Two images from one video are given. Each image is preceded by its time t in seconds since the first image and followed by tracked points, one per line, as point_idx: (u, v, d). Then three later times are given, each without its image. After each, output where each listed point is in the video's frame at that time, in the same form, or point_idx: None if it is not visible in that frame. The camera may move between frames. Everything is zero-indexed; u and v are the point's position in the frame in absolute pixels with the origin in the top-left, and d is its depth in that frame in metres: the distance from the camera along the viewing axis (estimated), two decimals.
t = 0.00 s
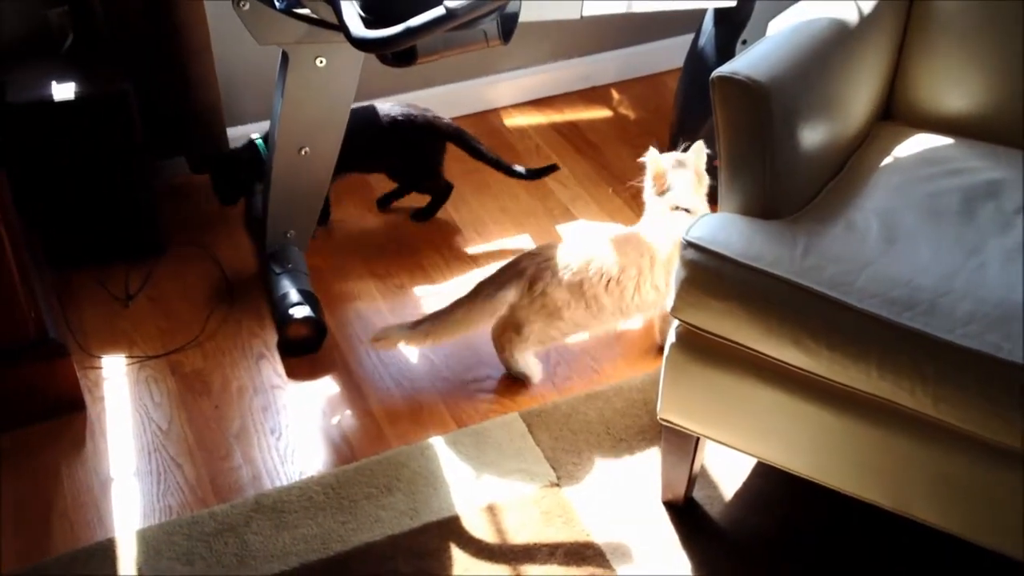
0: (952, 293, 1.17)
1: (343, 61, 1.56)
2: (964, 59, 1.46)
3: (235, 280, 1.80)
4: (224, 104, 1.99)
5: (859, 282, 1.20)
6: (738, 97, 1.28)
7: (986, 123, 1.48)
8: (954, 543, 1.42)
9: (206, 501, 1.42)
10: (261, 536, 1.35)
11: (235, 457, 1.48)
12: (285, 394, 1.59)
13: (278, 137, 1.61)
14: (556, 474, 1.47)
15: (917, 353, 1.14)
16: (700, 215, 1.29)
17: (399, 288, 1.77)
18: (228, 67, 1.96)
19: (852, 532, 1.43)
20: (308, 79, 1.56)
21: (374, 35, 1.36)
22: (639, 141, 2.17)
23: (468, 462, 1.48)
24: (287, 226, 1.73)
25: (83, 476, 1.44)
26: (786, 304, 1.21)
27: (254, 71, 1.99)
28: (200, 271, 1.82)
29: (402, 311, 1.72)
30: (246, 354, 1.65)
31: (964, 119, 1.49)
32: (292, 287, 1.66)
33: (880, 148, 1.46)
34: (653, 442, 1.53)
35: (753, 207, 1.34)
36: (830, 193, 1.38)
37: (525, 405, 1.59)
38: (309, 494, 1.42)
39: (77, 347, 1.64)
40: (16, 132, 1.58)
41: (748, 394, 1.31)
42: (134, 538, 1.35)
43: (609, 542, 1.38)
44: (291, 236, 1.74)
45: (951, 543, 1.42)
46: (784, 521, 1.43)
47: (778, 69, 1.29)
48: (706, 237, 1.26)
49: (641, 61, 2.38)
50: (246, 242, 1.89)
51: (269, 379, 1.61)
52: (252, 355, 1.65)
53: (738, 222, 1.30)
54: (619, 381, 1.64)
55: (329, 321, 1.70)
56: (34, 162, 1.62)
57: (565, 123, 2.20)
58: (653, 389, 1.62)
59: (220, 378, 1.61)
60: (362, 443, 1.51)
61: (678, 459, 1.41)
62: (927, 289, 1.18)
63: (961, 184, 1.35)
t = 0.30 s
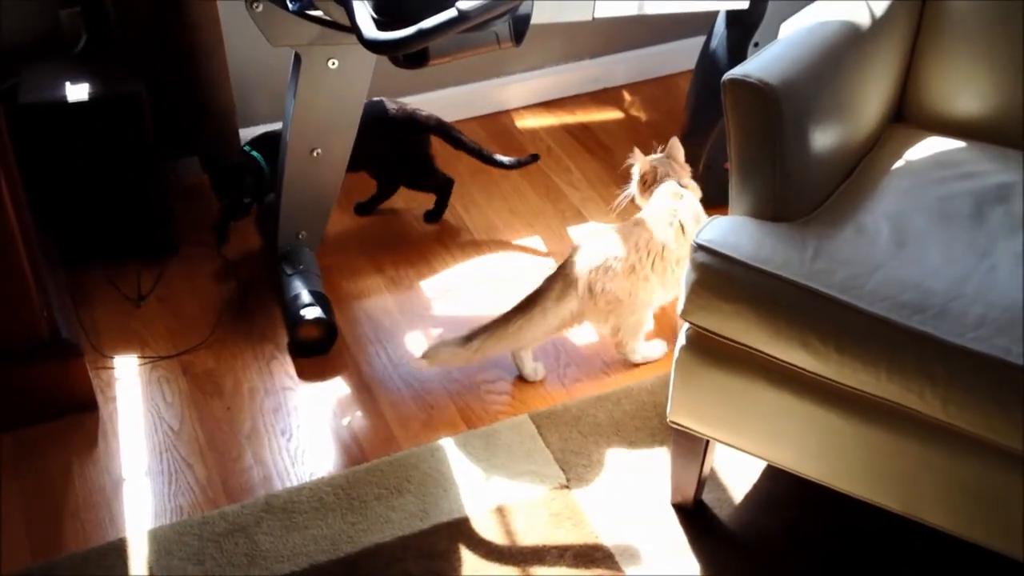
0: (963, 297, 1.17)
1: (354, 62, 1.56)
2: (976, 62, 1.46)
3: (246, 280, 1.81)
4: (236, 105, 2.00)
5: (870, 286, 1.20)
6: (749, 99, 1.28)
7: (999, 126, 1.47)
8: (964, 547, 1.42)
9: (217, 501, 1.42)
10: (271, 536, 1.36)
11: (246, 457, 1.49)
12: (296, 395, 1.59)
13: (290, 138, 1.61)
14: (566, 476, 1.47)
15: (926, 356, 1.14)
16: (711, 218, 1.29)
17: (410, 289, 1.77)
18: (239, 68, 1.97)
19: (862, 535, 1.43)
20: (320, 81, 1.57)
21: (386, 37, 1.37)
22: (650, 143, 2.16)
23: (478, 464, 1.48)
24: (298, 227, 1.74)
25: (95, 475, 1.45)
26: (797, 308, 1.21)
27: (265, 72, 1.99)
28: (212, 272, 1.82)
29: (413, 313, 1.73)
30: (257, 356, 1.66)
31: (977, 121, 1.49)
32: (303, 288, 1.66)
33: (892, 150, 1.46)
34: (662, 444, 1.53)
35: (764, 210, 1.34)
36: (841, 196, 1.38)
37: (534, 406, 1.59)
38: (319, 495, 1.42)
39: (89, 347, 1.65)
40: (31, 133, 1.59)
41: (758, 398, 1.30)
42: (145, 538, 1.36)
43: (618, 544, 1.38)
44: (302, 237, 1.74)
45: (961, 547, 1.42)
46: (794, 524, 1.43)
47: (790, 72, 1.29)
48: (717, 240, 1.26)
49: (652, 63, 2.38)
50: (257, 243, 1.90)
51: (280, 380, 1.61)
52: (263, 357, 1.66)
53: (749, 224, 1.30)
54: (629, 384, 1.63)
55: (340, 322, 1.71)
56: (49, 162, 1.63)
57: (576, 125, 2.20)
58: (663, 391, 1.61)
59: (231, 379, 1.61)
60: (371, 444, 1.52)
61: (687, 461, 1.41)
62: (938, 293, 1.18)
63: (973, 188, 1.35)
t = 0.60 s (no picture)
0: (961, 307, 1.17)
1: (355, 72, 1.57)
2: (975, 71, 1.46)
3: (247, 289, 1.81)
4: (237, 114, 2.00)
5: (868, 295, 1.20)
6: (748, 109, 1.28)
7: (998, 135, 1.47)
8: (964, 556, 1.41)
9: (217, 510, 1.42)
10: (271, 545, 1.36)
11: (246, 466, 1.49)
12: (296, 403, 1.60)
13: (291, 147, 1.62)
14: (565, 485, 1.47)
15: (925, 366, 1.14)
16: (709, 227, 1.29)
17: (410, 297, 1.77)
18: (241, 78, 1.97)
19: (862, 544, 1.42)
20: (321, 90, 1.57)
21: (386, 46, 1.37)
22: (651, 151, 2.17)
23: (478, 473, 1.48)
24: (299, 235, 1.74)
25: (95, 483, 1.45)
26: (795, 317, 1.21)
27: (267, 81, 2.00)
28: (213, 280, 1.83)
29: (413, 322, 1.73)
30: (258, 365, 1.66)
31: (976, 130, 1.49)
32: (304, 297, 1.67)
33: (891, 159, 1.46)
34: (662, 452, 1.53)
35: (763, 219, 1.34)
36: (840, 205, 1.38)
37: (535, 413, 1.59)
38: (319, 504, 1.42)
39: (90, 356, 1.66)
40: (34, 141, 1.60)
41: (757, 406, 1.31)
42: (145, 547, 1.36)
43: (618, 553, 1.38)
44: (302, 244, 1.75)
45: (960, 556, 1.41)
46: (794, 533, 1.43)
47: (788, 81, 1.30)
48: (716, 249, 1.27)
49: (653, 72, 2.38)
50: (259, 251, 1.90)
51: (280, 389, 1.62)
52: (264, 365, 1.66)
53: (747, 234, 1.30)
54: (629, 392, 1.63)
55: (340, 331, 1.71)
56: (52, 171, 1.64)
57: (577, 133, 2.21)
58: (663, 400, 1.61)
59: (232, 388, 1.62)
60: (372, 453, 1.52)
61: (687, 470, 1.41)
62: (937, 302, 1.18)
63: (973, 197, 1.35)
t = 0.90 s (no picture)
0: (949, 315, 1.18)
1: (345, 83, 1.57)
2: (962, 80, 1.47)
3: (237, 301, 1.81)
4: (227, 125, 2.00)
5: (856, 305, 1.20)
6: (735, 120, 1.28)
7: (983, 144, 1.48)
8: (954, 564, 1.42)
9: (208, 523, 1.42)
10: (262, 559, 1.36)
11: (237, 479, 1.49)
12: (287, 415, 1.59)
13: (281, 159, 1.62)
14: (557, 495, 1.47)
15: (913, 375, 1.15)
16: (697, 237, 1.29)
17: (401, 308, 1.77)
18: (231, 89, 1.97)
19: (853, 553, 1.42)
20: (311, 102, 1.57)
21: (375, 59, 1.38)
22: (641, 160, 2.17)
23: (469, 484, 1.48)
24: (289, 247, 1.74)
25: (85, 497, 1.45)
26: (784, 326, 1.21)
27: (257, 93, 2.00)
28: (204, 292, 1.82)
29: (404, 332, 1.73)
30: (248, 377, 1.66)
31: (962, 139, 1.49)
32: (295, 308, 1.67)
33: (879, 169, 1.46)
34: (653, 462, 1.53)
35: (751, 228, 1.34)
36: (828, 215, 1.38)
37: (527, 423, 1.59)
38: (310, 516, 1.42)
39: (80, 369, 1.65)
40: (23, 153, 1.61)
41: (746, 416, 1.31)
42: (136, 561, 1.35)
43: (609, 563, 1.38)
44: (292, 256, 1.74)
45: (951, 564, 1.42)
46: (785, 542, 1.43)
47: (775, 92, 1.30)
48: (705, 259, 1.27)
49: (642, 81, 2.39)
50: (250, 263, 1.90)
51: (271, 401, 1.61)
52: (254, 378, 1.66)
53: (736, 244, 1.31)
54: (620, 401, 1.63)
55: (331, 343, 1.71)
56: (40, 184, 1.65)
57: (567, 143, 2.22)
58: (654, 409, 1.61)
59: (222, 400, 1.61)
60: (363, 464, 1.51)
61: (678, 479, 1.41)
62: (925, 311, 1.19)
63: (960, 206, 1.35)
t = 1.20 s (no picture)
0: (941, 316, 1.18)
1: (337, 86, 1.57)
2: (953, 81, 1.47)
3: (230, 305, 1.80)
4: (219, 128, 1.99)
5: (848, 305, 1.20)
6: (727, 121, 1.29)
7: (975, 144, 1.48)
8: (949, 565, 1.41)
9: (200, 527, 1.42)
10: (254, 563, 1.35)
11: (230, 483, 1.48)
12: (280, 419, 1.59)
13: (273, 162, 1.62)
14: (550, 498, 1.46)
15: (906, 375, 1.14)
16: (689, 238, 1.29)
17: (394, 310, 1.77)
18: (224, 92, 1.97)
19: (848, 555, 1.42)
20: (303, 105, 1.57)
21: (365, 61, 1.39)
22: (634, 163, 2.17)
23: (462, 487, 1.47)
24: (282, 250, 1.74)
25: (77, 502, 1.44)
26: (776, 327, 1.21)
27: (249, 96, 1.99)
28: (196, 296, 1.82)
29: (397, 335, 1.73)
30: (240, 381, 1.65)
31: (953, 140, 1.50)
32: (287, 312, 1.66)
33: (871, 170, 1.46)
34: (647, 464, 1.52)
35: (744, 230, 1.34)
36: (820, 216, 1.38)
37: (520, 425, 1.58)
38: (303, 520, 1.42)
39: (72, 374, 1.65)
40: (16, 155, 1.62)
41: (740, 417, 1.31)
42: (128, 566, 1.35)
43: (602, 565, 1.37)
44: (285, 260, 1.74)
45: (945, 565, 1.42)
46: (779, 544, 1.43)
47: (767, 93, 1.30)
48: (697, 260, 1.27)
49: (635, 84, 2.39)
50: (242, 267, 1.89)
51: (263, 404, 1.61)
52: (247, 382, 1.65)
53: (728, 245, 1.31)
54: (614, 402, 1.63)
55: (324, 346, 1.70)
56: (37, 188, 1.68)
57: (560, 145, 2.22)
58: (648, 411, 1.61)
59: (215, 404, 1.61)
60: (356, 468, 1.51)
61: (672, 481, 1.41)
62: (916, 311, 1.19)
63: (952, 206, 1.35)
